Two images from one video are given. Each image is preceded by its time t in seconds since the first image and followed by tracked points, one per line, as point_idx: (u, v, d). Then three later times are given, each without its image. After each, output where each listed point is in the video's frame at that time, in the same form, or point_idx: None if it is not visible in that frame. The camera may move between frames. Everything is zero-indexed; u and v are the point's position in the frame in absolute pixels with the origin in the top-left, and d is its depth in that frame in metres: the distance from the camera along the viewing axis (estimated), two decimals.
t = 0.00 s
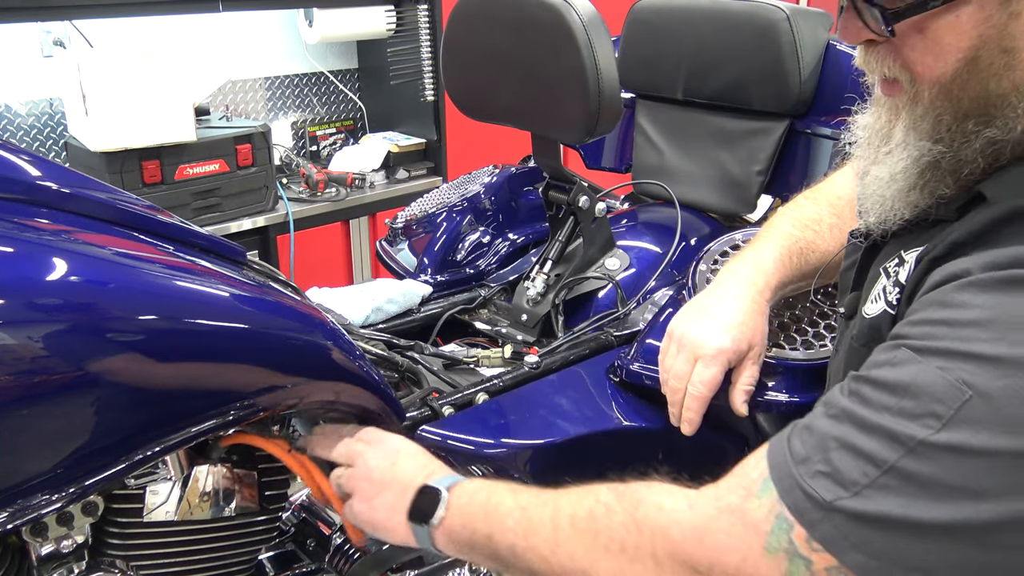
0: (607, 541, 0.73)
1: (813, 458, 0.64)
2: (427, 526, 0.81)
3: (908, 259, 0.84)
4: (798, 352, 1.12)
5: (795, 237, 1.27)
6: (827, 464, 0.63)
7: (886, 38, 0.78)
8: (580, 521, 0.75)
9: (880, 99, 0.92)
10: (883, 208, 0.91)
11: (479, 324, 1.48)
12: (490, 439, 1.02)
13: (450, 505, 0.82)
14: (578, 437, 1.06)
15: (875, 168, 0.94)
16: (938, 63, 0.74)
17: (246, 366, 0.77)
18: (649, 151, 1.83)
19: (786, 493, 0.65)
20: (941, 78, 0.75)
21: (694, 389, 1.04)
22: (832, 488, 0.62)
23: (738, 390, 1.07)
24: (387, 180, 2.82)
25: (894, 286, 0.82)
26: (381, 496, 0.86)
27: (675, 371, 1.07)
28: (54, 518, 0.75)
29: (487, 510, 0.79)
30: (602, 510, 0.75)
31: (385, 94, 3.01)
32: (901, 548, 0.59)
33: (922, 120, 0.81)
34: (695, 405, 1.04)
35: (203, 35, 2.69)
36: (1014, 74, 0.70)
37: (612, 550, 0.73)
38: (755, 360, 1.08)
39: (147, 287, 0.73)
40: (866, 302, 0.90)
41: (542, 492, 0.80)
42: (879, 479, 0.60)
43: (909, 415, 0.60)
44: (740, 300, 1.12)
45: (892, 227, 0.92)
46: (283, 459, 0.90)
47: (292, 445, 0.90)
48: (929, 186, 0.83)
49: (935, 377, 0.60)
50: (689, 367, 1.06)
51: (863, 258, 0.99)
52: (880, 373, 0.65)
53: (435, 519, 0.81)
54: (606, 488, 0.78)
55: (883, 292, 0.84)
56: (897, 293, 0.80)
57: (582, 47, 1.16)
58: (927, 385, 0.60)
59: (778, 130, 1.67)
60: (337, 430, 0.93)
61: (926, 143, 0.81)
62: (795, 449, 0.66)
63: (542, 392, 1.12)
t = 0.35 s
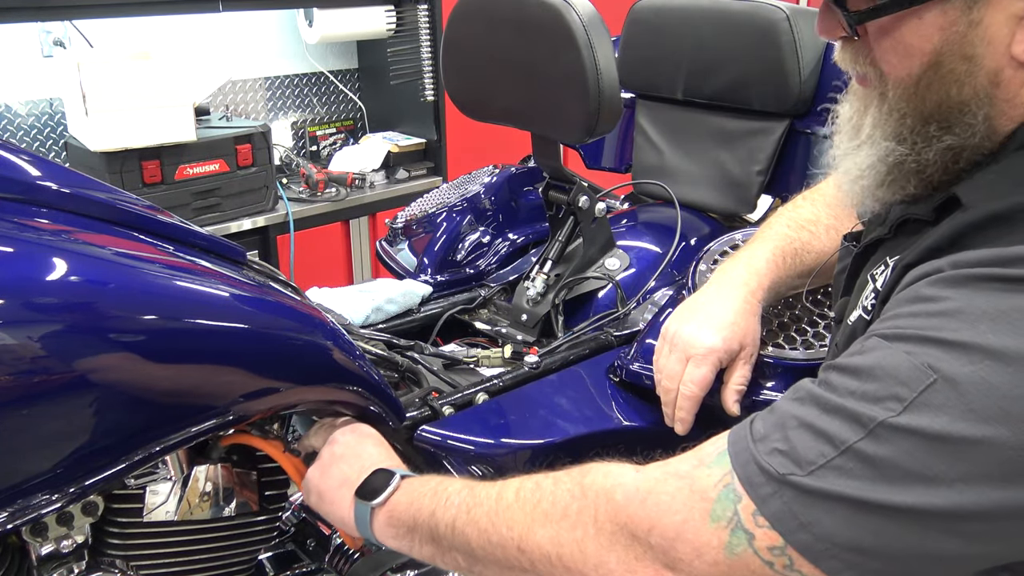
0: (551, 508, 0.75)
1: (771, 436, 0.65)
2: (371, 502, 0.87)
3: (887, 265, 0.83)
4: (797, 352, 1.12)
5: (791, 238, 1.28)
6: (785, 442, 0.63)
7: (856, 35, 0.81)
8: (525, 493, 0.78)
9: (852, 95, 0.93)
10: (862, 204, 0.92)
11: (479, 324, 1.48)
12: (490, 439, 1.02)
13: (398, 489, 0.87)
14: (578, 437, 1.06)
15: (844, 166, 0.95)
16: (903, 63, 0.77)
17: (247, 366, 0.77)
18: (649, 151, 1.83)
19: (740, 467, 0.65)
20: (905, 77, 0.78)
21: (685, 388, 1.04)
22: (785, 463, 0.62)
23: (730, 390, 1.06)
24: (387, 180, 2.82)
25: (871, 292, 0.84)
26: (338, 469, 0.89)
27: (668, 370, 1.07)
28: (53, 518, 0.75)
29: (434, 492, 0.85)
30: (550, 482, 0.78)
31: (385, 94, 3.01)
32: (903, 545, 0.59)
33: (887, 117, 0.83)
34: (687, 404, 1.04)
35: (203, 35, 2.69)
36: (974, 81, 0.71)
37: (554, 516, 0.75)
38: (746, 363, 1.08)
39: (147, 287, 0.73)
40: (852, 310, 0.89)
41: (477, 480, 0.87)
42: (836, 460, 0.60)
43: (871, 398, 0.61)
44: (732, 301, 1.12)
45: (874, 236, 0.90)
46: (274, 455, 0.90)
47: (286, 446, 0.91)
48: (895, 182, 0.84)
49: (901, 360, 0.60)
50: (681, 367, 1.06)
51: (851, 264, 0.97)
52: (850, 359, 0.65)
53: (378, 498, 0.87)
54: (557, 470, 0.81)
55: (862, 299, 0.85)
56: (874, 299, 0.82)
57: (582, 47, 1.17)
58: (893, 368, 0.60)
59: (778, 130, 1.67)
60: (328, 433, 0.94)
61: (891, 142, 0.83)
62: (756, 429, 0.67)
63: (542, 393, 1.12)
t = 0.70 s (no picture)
0: (545, 516, 0.75)
1: (766, 444, 0.65)
2: (368, 519, 0.87)
3: (886, 270, 0.84)
4: (796, 352, 1.12)
5: (789, 241, 1.28)
6: (778, 451, 0.63)
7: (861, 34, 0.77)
8: (520, 503, 0.78)
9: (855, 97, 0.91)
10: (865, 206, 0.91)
11: (479, 324, 1.48)
12: (490, 439, 1.02)
13: (395, 502, 0.87)
14: (578, 438, 1.06)
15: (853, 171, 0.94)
16: (914, 60, 0.74)
17: (247, 366, 0.77)
18: (649, 151, 1.83)
19: (735, 475, 0.65)
20: (916, 75, 0.75)
21: (685, 395, 1.05)
22: (779, 472, 0.62)
23: (730, 396, 1.06)
24: (387, 179, 2.82)
25: (869, 297, 0.84)
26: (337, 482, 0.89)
27: (668, 377, 1.07)
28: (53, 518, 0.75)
29: (431, 503, 0.85)
30: (545, 491, 0.78)
31: (385, 94, 3.01)
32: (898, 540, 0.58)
33: (897, 118, 0.80)
34: (688, 411, 1.05)
35: (203, 34, 2.69)
36: (988, 75, 0.70)
37: (550, 525, 0.74)
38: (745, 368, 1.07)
39: (147, 287, 0.73)
40: (852, 315, 0.89)
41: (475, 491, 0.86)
42: (829, 469, 0.61)
43: (864, 407, 0.61)
44: (730, 305, 1.12)
45: (878, 242, 0.89)
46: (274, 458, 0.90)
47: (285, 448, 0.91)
48: (904, 187, 0.83)
49: (892, 369, 0.61)
50: (681, 374, 1.06)
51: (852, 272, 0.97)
52: (842, 368, 0.65)
53: (377, 516, 0.87)
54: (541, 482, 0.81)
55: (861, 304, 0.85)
56: (869, 304, 0.82)
57: (581, 47, 1.17)
58: (884, 376, 0.61)
59: (778, 130, 1.66)
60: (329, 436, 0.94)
61: (902, 143, 0.81)
62: (751, 437, 0.67)
63: (542, 393, 1.12)
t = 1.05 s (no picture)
0: (560, 519, 0.75)
1: (782, 442, 0.65)
2: (386, 526, 0.85)
3: (903, 266, 0.83)
4: (796, 352, 1.12)
5: (790, 241, 1.27)
6: (794, 449, 0.64)
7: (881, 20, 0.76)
8: (536, 505, 0.78)
9: (873, 85, 0.91)
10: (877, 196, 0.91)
11: (479, 324, 1.48)
12: (490, 439, 1.02)
13: (411, 507, 0.86)
14: (578, 438, 1.05)
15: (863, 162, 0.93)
16: (931, 49, 0.73)
17: (246, 366, 0.77)
18: (649, 151, 1.83)
19: (751, 477, 0.65)
20: (933, 64, 0.74)
21: (684, 395, 1.04)
22: (795, 472, 0.62)
23: (729, 395, 1.06)
24: (387, 180, 2.82)
25: (884, 295, 0.83)
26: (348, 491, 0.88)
27: (667, 376, 1.07)
28: (54, 518, 0.75)
29: (446, 505, 0.84)
30: (559, 492, 0.78)
31: (385, 94, 3.01)
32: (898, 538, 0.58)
33: (911, 106, 0.79)
34: (686, 410, 1.04)
35: (203, 34, 2.69)
36: (1005, 67, 0.69)
37: (565, 527, 0.74)
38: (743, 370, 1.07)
39: (147, 287, 0.73)
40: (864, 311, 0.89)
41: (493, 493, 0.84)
42: (845, 468, 0.61)
43: (883, 406, 0.61)
44: (729, 305, 1.12)
45: (890, 237, 0.89)
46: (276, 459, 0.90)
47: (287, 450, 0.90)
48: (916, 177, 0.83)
49: (909, 368, 0.61)
50: (680, 373, 1.06)
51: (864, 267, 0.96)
52: (860, 367, 0.66)
53: (395, 523, 0.85)
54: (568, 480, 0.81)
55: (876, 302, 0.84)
56: (886, 302, 0.81)
57: (581, 46, 1.17)
58: (902, 376, 0.61)
59: (778, 130, 1.67)
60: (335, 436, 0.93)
61: (914, 131, 0.80)
62: (767, 435, 0.67)
63: (542, 393, 1.12)
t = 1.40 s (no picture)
0: None
1: (866, 503, 0.61)
2: None
3: (942, 260, 0.80)
4: (797, 352, 1.12)
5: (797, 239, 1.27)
6: (881, 510, 0.59)
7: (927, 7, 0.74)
8: None
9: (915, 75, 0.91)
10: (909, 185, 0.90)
11: (479, 324, 1.48)
12: (490, 439, 1.02)
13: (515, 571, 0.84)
14: (578, 438, 1.06)
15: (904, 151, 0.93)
16: (976, 37, 0.71)
17: (246, 366, 0.77)
18: (649, 151, 1.83)
19: (845, 547, 0.61)
20: (978, 52, 0.72)
21: (688, 389, 1.05)
22: (890, 537, 0.58)
23: (732, 391, 1.07)
24: (387, 179, 2.82)
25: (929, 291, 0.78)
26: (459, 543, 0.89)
27: (669, 371, 1.07)
28: (53, 518, 0.75)
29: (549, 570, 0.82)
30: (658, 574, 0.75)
31: (385, 93, 3.02)
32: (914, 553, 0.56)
33: (953, 96, 0.78)
34: (689, 405, 1.05)
35: (203, 34, 2.69)
36: None
37: None
38: (749, 361, 1.08)
39: (147, 287, 0.73)
40: (886, 300, 0.87)
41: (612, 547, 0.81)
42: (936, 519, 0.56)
43: (960, 452, 0.55)
44: (733, 300, 1.12)
45: (917, 227, 0.88)
46: (281, 450, 0.90)
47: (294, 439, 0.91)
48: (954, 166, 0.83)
49: (980, 407, 0.55)
50: (683, 368, 1.06)
51: (882, 256, 0.95)
52: (919, 404, 0.60)
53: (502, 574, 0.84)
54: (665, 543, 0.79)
55: (918, 297, 0.80)
56: (930, 297, 0.77)
57: (581, 46, 1.16)
58: (974, 415, 0.55)
59: (778, 130, 1.67)
60: (337, 431, 0.95)
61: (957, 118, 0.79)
62: (846, 494, 0.63)
63: (542, 392, 1.12)
